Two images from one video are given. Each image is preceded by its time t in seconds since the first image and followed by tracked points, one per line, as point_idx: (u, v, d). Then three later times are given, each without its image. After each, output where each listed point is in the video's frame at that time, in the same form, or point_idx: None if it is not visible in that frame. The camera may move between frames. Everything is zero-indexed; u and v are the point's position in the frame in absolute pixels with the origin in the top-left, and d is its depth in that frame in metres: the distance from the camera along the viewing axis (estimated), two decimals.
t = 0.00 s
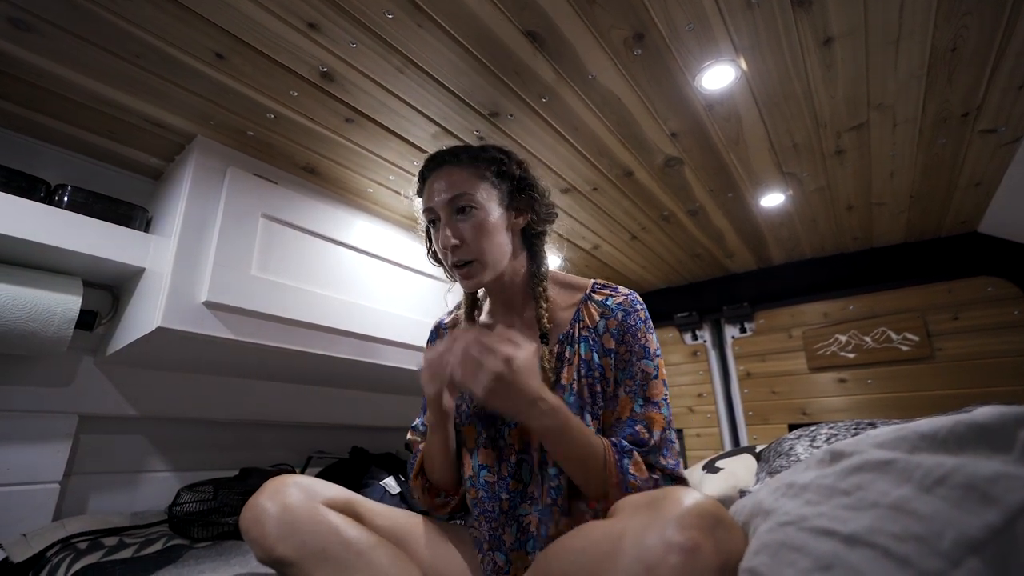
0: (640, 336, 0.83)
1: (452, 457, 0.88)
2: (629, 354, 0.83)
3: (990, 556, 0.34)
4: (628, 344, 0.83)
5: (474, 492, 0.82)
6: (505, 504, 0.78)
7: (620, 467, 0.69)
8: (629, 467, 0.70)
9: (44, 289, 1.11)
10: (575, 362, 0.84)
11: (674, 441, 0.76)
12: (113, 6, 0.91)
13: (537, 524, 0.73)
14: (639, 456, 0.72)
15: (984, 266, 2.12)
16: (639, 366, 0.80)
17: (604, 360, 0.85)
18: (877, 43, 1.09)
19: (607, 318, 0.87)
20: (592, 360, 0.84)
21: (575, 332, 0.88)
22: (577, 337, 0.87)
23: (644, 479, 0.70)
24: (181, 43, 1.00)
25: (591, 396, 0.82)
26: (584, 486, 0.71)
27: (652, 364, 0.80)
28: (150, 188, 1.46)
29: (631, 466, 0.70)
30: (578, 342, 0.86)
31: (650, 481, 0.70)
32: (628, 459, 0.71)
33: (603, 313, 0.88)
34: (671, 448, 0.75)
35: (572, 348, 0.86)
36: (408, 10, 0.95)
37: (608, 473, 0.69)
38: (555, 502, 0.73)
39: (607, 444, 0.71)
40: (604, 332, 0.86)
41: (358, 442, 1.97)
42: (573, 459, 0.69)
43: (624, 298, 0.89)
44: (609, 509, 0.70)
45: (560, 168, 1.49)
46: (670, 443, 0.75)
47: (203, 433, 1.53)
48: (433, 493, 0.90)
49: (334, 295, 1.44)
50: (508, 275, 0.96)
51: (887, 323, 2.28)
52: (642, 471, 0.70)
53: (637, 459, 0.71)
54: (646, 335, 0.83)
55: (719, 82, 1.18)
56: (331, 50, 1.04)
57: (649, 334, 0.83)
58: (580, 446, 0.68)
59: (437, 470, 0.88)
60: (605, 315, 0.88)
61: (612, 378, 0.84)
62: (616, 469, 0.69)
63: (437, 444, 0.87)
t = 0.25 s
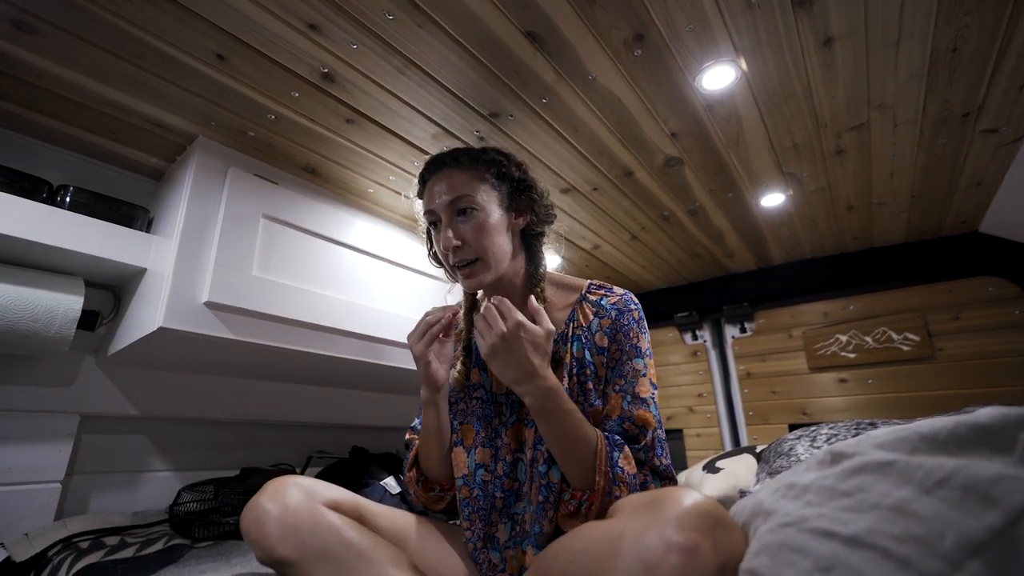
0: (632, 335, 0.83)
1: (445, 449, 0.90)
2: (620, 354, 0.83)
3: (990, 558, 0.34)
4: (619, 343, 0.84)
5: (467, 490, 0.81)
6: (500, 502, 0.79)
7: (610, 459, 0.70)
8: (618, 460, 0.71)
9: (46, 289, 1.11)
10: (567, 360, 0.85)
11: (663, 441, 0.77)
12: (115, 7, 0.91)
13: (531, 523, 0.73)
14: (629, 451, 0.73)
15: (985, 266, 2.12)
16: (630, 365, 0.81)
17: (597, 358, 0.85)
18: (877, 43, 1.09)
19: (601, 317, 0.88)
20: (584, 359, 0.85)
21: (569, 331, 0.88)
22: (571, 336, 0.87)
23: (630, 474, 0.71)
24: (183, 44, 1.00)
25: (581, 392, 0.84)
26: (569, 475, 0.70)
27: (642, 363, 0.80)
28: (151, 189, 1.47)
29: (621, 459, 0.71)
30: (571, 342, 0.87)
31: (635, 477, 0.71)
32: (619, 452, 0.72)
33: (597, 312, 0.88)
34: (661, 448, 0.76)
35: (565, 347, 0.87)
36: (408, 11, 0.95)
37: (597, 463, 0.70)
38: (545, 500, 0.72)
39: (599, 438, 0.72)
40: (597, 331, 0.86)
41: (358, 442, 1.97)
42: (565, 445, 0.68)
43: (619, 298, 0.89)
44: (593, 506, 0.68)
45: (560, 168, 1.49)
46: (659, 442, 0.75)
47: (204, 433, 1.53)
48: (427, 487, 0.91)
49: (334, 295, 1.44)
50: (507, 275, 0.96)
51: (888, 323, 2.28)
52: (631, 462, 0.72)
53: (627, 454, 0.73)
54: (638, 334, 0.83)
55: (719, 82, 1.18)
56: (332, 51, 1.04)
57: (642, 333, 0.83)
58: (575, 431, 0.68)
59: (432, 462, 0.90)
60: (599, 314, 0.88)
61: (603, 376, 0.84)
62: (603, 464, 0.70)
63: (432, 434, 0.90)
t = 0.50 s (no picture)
0: (633, 332, 0.83)
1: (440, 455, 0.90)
2: (621, 351, 0.83)
3: (992, 556, 0.34)
4: (621, 340, 0.83)
5: (470, 491, 0.81)
6: (503, 501, 0.80)
7: (596, 473, 0.66)
8: (605, 472, 0.66)
9: (46, 288, 1.11)
10: (568, 358, 0.85)
11: (664, 437, 0.75)
12: (114, 5, 0.91)
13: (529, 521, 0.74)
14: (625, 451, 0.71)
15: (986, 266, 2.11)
16: (632, 362, 0.80)
17: (599, 355, 0.84)
18: (878, 43, 1.09)
19: (602, 314, 0.88)
20: (585, 357, 0.84)
21: (570, 329, 0.88)
22: (572, 334, 0.87)
23: (621, 483, 0.66)
24: (183, 43, 1.00)
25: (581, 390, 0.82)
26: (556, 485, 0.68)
27: (644, 359, 0.80)
28: (152, 188, 1.47)
29: (608, 470, 0.67)
30: (572, 340, 0.87)
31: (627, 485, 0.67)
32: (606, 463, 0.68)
33: (598, 310, 0.88)
34: (662, 444, 0.74)
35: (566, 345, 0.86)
36: (409, 10, 0.95)
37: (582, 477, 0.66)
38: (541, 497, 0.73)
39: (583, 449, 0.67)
40: (599, 329, 0.86)
41: (358, 442, 1.97)
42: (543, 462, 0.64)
43: (619, 295, 0.89)
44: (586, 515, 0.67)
45: (561, 168, 1.49)
46: (660, 439, 0.74)
47: (204, 432, 1.53)
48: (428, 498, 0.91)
49: (335, 295, 1.44)
50: (513, 275, 0.96)
51: (888, 323, 2.28)
52: (620, 473, 0.67)
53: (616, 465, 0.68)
54: (639, 331, 0.83)
55: (720, 81, 1.18)
56: (333, 49, 1.04)
57: (643, 330, 0.83)
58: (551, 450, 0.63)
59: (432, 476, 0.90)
60: (600, 312, 0.88)
61: (604, 374, 0.84)
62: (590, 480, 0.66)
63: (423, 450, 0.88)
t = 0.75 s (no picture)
0: (633, 336, 0.83)
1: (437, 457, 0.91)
2: (620, 354, 0.83)
3: (992, 554, 0.34)
4: (620, 344, 0.83)
5: (471, 492, 0.83)
6: (499, 504, 0.79)
7: (563, 490, 0.68)
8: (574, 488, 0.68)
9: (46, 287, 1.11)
10: (567, 360, 0.84)
11: (654, 445, 0.76)
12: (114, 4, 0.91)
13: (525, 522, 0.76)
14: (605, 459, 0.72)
15: (986, 266, 2.11)
16: (630, 366, 0.81)
17: (598, 358, 0.84)
18: (879, 42, 1.09)
19: (603, 316, 0.88)
20: (584, 361, 0.84)
21: (570, 331, 0.88)
22: (573, 336, 0.87)
23: (590, 499, 0.68)
24: (184, 42, 1.00)
25: (577, 394, 0.82)
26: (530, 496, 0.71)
27: (642, 364, 0.80)
28: (152, 187, 1.46)
29: (578, 488, 0.69)
30: (572, 341, 0.86)
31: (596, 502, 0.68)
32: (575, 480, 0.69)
33: (599, 312, 0.88)
34: (652, 453, 0.75)
35: (566, 347, 0.86)
36: (410, 9, 0.95)
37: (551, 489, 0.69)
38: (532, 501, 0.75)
39: (551, 462, 0.70)
40: (599, 332, 0.86)
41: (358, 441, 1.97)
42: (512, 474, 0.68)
43: (621, 297, 0.90)
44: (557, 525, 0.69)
45: (561, 167, 1.49)
46: (651, 447, 0.75)
47: (204, 431, 1.53)
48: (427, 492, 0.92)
49: (335, 294, 1.44)
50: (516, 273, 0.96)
51: (889, 323, 2.28)
52: (590, 491, 0.69)
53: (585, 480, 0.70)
54: (639, 335, 0.83)
55: (721, 80, 1.18)
56: (333, 48, 1.04)
57: (643, 335, 0.83)
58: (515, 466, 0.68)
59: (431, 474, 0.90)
60: (601, 314, 0.88)
61: (603, 377, 0.84)
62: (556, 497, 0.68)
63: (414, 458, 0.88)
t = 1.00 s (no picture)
0: (633, 335, 0.83)
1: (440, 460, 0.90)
2: (621, 354, 0.83)
3: (991, 554, 0.34)
4: (621, 343, 0.83)
5: (472, 493, 0.83)
6: (500, 505, 0.79)
7: (567, 491, 0.69)
8: (578, 491, 0.69)
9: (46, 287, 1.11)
10: (567, 361, 0.84)
11: (655, 444, 0.76)
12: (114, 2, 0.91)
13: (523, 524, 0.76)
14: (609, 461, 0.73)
15: (986, 266, 2.11)
16: (630, 366, 0.81)
17: (599, 358, 0.84)
18: (880, 42, 1.09)
19: (604, 316, 0.88)
20: (585, 361, 0.84)
21: (571, 331, 0.88)
22: (573, 337, 0.87)
23: (593, 502, 0.69)
24: (184, 41, 1.00)
25: (578, 395, 0.82)
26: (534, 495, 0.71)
27: (643, 363, 0.80)
28: (151, 186, 1.46)
29: (580, 490, 0.69)
30: (573, 342, 0.86)
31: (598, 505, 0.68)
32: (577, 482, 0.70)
33: (600, 312, 0.88)
34: (653, 452, 0.75)
35: (566, 347, 0.85)
36: (410, 8, 0.95)
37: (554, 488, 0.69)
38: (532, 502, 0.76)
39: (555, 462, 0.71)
40: (600, 332, 0.86)
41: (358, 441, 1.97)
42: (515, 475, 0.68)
43: (622, 296, 0.90)
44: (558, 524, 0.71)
45: (562, 167, 1.49)
46: (651, 447, 0.75)
47: (204, 430, 1.53)
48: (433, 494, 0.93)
49: (336, 293, 1.44)
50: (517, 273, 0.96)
51: (889, 323, 2.28)
52: (591, 493, 0.70)
53: (590, 483, 0.70)
54: (640, 334, 0.83)
55: (721, 81, 1.18)
56: (333, 47, 1.04)
57: (643, 333, 0.83)
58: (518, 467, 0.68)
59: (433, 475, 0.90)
60: (602, 314, 0.88)
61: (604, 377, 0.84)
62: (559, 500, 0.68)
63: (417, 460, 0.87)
